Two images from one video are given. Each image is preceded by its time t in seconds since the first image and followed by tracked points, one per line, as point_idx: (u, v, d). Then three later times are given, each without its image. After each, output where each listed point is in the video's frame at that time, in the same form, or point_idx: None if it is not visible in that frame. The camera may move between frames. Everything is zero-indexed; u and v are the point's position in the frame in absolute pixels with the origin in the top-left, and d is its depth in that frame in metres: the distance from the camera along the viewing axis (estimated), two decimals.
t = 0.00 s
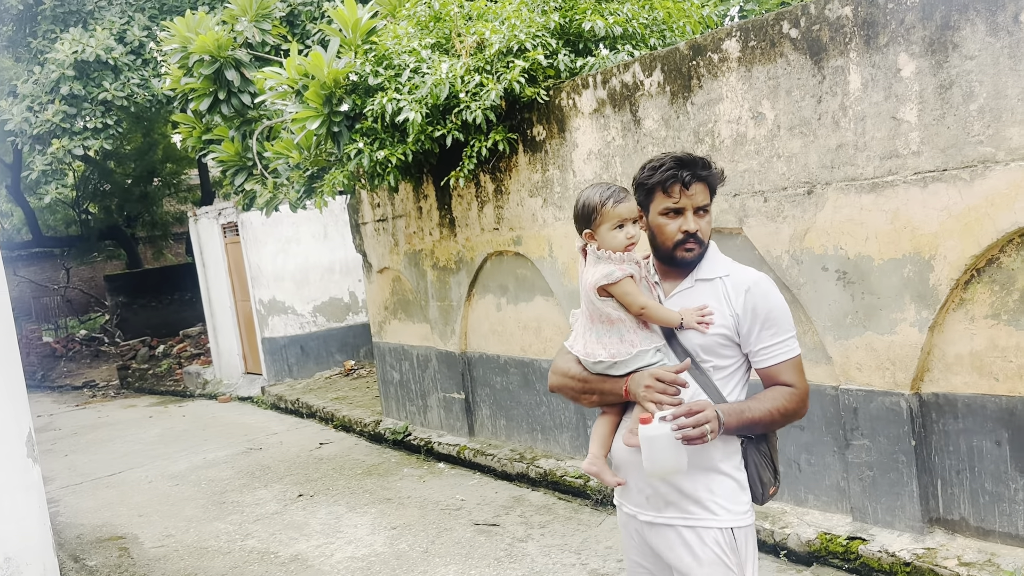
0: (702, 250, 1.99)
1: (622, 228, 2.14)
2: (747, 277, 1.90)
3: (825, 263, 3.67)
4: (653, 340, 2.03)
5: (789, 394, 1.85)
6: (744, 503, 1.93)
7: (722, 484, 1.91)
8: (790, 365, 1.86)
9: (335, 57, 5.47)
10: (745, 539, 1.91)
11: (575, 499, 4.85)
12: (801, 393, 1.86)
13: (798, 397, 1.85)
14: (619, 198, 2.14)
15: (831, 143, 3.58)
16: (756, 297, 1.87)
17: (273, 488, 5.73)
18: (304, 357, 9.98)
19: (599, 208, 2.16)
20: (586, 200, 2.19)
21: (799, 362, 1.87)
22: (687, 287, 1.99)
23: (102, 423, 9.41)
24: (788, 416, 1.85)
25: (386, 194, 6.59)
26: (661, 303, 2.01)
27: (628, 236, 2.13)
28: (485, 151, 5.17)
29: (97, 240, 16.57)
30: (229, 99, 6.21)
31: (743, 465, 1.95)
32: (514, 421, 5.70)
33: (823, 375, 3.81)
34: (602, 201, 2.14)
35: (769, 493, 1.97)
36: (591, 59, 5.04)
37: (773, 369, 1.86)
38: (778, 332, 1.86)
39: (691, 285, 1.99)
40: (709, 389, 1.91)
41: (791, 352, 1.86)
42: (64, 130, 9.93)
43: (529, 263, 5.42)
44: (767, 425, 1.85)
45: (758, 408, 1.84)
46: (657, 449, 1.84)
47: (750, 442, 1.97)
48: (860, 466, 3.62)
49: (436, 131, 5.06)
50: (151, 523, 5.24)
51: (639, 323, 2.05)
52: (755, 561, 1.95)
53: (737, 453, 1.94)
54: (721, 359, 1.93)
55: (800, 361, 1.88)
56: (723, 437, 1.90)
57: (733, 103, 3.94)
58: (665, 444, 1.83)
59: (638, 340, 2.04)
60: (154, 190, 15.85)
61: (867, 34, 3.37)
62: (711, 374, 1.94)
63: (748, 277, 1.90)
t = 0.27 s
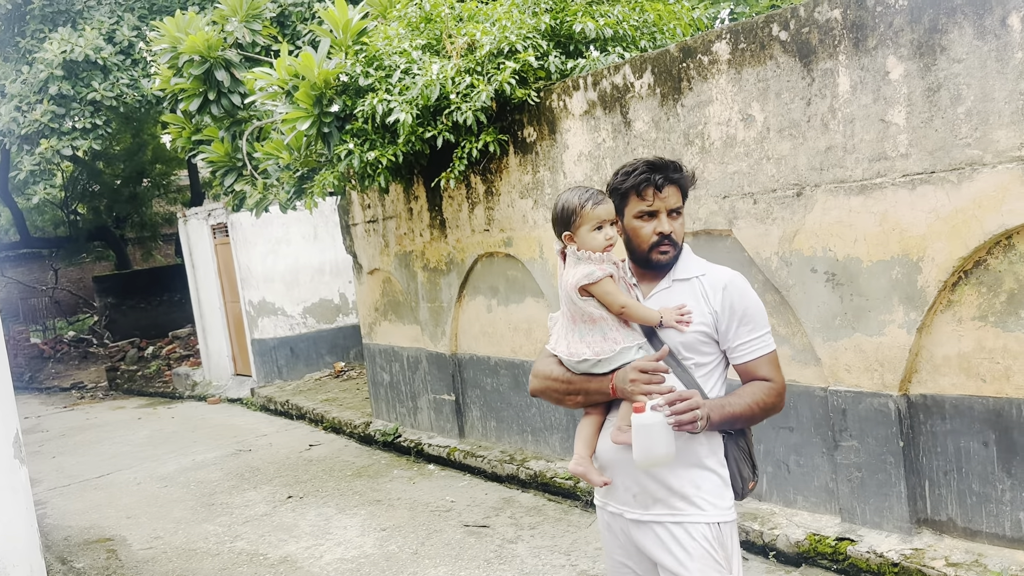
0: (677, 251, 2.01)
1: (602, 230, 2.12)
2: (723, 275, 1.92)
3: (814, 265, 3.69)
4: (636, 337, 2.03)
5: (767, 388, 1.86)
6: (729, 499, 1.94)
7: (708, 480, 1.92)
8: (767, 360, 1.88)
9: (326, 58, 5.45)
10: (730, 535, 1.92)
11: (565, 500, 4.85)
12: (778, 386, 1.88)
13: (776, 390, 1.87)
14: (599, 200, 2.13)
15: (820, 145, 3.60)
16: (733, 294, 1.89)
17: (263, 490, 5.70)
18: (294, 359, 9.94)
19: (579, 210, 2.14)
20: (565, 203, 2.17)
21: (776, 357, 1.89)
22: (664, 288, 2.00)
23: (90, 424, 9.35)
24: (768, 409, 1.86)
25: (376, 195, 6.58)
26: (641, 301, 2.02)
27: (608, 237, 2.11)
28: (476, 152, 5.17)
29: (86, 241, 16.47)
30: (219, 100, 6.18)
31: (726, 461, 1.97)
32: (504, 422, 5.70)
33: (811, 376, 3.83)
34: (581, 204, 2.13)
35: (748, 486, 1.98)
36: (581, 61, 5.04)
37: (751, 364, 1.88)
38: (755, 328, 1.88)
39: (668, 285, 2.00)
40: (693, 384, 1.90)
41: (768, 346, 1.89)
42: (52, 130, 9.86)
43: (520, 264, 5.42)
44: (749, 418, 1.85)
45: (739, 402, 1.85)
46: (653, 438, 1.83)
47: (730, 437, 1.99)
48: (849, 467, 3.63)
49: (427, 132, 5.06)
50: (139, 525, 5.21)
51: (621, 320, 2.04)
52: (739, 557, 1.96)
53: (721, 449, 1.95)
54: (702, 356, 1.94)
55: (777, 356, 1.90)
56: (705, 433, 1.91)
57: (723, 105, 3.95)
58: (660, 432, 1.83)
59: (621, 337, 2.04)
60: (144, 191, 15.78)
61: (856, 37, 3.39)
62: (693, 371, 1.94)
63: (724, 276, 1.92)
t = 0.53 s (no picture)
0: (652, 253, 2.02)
1: (581, 228, 2.14)
2: (700, 274, 1.93)
3: (797, 267, 3.71)
4: (612, 333, 2.04)
5: (744, 386, 1.87)
6: (708, 497, 1.95)
7: (687, 477, 1.93)
8: (744, 357, 1.89)
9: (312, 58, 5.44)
10: (709, 532, 1.93)
11: (551, 501, 4.86)
12: (757, 385, 1.89)
13: (755, 389, 1.88)
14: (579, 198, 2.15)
15: (804, 148, 3.62)
16: (710, 292, 1.91)
17: (247, 491, 5.67)
18: (279, 360, 9.90)
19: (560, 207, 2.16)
20: (547, 200, 2.19)
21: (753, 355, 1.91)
22: (642, 287, 2.01)
23: (73, 426, 9.27)
24: (745, 407, 1.88)
25: (362, 196, 6.56)
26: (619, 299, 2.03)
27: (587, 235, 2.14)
28: (462, 153, 5.17)
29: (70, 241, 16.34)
30: (204, 100, 6.16)
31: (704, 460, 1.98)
32: (490, 423, 5.70)
33: (795, 377, 3.85)
34: (562, 200, 2.15)
35: (727, 484, 2.01)
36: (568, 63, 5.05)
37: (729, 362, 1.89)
38: (732, 326, 1.90)
39: (646, 285, 2.01)
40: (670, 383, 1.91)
41: (745, 344, 1.90)
42: (35, 129, 9.78)
43: (506, 266, 5.42)
44: (727, 417, 1.87)
45: (717, 400, 1.86)
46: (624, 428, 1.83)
47: (708, 434, 2.00)
48: (832, 468, 3.65)
49: (413, 133, 5.05)
50: (123, 527, 5.17)
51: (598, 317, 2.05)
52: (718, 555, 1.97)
53: (699, 447, 1.97)
54: (680, 353, 1.94)
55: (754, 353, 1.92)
56: (684, 430, 1.92)
57: (708, 108, 3.98)
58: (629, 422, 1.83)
59: (598, 333, 2.04)
60: (129, 191, 15.67)
61: (839, 40, 3.41)
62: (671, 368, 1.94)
63: (701, 274, 1.93)
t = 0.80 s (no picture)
0: (628, 257, 2.01)
1: (564, 234, 2.14)
2: (681, 276, 1.94)
3: (780, 269, 3.74)
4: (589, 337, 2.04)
5: (725, 390, 1.88)
6: (688, 498, 1.96)
7: (668, 479, 1.93)
8: (726, 360, 1.90)
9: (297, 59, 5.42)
10: (689, 533, 1.94)
11: (535, 503, 4.86)
12: (738, 389, 1.90)
13: (736, 393, 1.89)
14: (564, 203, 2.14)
15: (786, 151, 3.65)
16: (691, 294, 1.91)
17: (230, 494, 5.64)
18: (262, 362, 9.85)
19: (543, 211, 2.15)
20: (530, 204, 2.18)
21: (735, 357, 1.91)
22: (624, 289, 2.02)
23: (54, 429, 9.17)
24: (725, 411, 1.89)
25: (347, 198, 6.54)
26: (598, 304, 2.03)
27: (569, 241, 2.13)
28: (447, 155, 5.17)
29: (51, 242, 16.17)
30: (188, 101, 6.12)
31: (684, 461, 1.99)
32: (475, 425, 5.69)
33: (777, 379, 3.88)
34: (546, 205, 2.14)
35: (709, 485, 2.03)
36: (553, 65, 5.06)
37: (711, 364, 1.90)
38: (714, 328, 1.90)
39: (628, 286, 2.01)
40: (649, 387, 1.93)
41: (727, 346, 1.90)
42: (16, 129, 9.67)
43: (491, 268, 5.42)
44: (706, 420, 1.88)
45: (697, 405, 1.87)
46: (595, 438, 1.89)
47: (690, 436, 2.01)
48: (814, 469, 3.68)
49: (398, 135, 5.04)
50: (104, 530, 5.12)
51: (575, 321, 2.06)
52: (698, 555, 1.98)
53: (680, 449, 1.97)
54: (660, 356, 1.96)
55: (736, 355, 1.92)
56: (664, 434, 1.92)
57: (692, 111, 4.00)
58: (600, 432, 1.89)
59: (575, 338, 2.05)
60: (111, 192, 15.53)
61: (822, 45, 3.44)
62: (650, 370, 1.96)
63: (682, 276, 1.94)
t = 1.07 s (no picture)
0: (595, 267, 1.99)
1: (544, 243, 2.18)
2: (670, 283, 1.93)
3: (763, 273, 3.77)
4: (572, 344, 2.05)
5: (713, 399, 1.88)
6: (672, 506, 1.96)
7: (652, 487, 1.94)
8: (714, 368, 1.89)
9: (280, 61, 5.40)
10: (671, 542, 1.94)
11: (520, 506, 4.86)
12: (726, 398, 1.89)
13: (724, 402, 1.88)
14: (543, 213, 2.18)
15: (769, 156, 3.67)
16: (680, 303, 1.90)
17: (213, 498, 5.59)
18: (245, 365, 9.79)
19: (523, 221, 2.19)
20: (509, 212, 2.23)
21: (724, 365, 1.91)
22: (612, 296, 2.01)
23: (33, 432, 9.06)
24: (712, 420, 1.88)
25: (331, 200, 6.52)
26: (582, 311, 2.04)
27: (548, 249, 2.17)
28: (432, 158, 5.16)
29: (30, 243, 15.99)
30: (171, 102, 6.07)
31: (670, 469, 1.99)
32: (459, 428, 5.69)
33: (760, 382, 3.90)
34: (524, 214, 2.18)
35: (695, 493, 2.02)
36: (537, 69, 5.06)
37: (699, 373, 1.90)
38: (703, 337, 1.89)
39: (617, 293, 2.00)
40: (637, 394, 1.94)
41: (716, 355, 1.90)
42: None
43: (476, 271, 5.41)
44: (693, 429, 1.88)
45: (683, 414, 1.87)
46: (587, 451, 1.88)
47: (678, 444, 2.00)
48: (796, 472, 3.71)
49: (383, 137, 5.03)
50: (84, 534, 5.07)
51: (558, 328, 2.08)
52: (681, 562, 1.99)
53: (666, 457, 1.97)
54: (647, 363, 1.96)
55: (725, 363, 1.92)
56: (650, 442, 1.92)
57: (675, 116, 4.02)
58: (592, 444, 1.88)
59: (557, 345, 2.07)
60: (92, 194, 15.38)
61: (804, 50, 3.47)
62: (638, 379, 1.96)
63: (671, 284, 1.93)
